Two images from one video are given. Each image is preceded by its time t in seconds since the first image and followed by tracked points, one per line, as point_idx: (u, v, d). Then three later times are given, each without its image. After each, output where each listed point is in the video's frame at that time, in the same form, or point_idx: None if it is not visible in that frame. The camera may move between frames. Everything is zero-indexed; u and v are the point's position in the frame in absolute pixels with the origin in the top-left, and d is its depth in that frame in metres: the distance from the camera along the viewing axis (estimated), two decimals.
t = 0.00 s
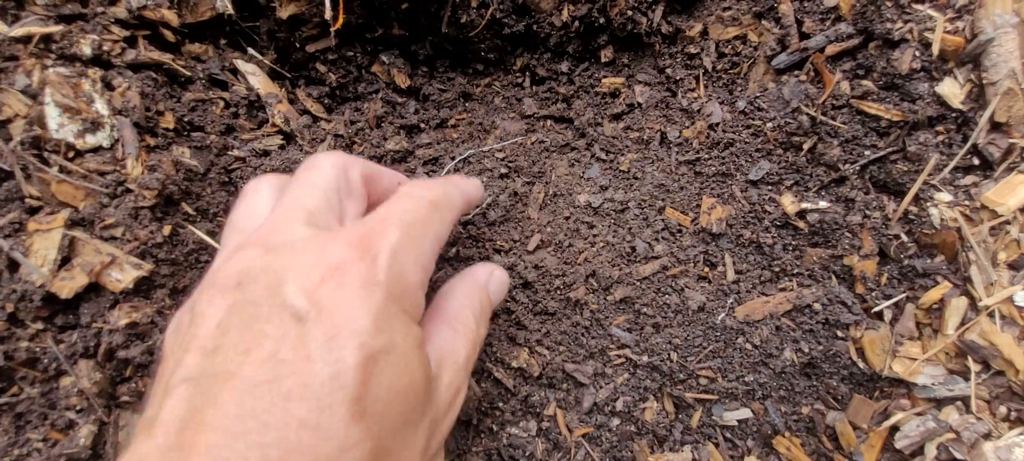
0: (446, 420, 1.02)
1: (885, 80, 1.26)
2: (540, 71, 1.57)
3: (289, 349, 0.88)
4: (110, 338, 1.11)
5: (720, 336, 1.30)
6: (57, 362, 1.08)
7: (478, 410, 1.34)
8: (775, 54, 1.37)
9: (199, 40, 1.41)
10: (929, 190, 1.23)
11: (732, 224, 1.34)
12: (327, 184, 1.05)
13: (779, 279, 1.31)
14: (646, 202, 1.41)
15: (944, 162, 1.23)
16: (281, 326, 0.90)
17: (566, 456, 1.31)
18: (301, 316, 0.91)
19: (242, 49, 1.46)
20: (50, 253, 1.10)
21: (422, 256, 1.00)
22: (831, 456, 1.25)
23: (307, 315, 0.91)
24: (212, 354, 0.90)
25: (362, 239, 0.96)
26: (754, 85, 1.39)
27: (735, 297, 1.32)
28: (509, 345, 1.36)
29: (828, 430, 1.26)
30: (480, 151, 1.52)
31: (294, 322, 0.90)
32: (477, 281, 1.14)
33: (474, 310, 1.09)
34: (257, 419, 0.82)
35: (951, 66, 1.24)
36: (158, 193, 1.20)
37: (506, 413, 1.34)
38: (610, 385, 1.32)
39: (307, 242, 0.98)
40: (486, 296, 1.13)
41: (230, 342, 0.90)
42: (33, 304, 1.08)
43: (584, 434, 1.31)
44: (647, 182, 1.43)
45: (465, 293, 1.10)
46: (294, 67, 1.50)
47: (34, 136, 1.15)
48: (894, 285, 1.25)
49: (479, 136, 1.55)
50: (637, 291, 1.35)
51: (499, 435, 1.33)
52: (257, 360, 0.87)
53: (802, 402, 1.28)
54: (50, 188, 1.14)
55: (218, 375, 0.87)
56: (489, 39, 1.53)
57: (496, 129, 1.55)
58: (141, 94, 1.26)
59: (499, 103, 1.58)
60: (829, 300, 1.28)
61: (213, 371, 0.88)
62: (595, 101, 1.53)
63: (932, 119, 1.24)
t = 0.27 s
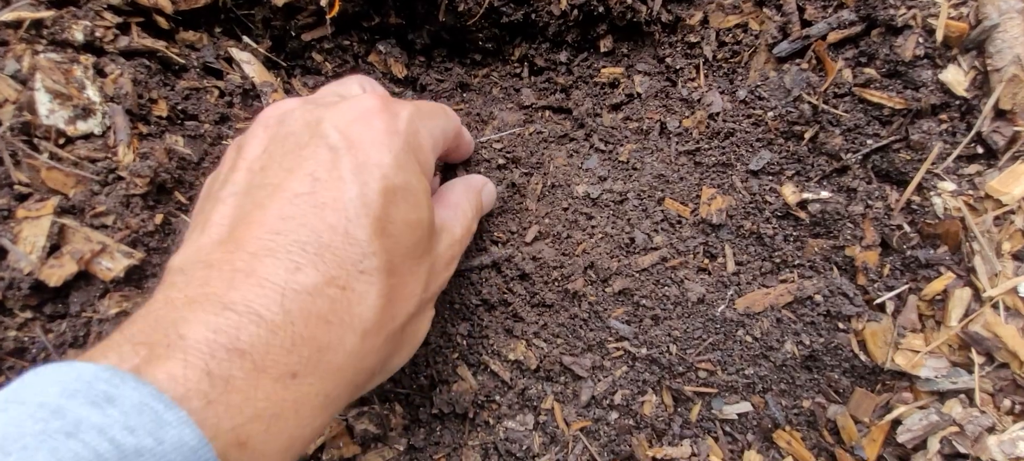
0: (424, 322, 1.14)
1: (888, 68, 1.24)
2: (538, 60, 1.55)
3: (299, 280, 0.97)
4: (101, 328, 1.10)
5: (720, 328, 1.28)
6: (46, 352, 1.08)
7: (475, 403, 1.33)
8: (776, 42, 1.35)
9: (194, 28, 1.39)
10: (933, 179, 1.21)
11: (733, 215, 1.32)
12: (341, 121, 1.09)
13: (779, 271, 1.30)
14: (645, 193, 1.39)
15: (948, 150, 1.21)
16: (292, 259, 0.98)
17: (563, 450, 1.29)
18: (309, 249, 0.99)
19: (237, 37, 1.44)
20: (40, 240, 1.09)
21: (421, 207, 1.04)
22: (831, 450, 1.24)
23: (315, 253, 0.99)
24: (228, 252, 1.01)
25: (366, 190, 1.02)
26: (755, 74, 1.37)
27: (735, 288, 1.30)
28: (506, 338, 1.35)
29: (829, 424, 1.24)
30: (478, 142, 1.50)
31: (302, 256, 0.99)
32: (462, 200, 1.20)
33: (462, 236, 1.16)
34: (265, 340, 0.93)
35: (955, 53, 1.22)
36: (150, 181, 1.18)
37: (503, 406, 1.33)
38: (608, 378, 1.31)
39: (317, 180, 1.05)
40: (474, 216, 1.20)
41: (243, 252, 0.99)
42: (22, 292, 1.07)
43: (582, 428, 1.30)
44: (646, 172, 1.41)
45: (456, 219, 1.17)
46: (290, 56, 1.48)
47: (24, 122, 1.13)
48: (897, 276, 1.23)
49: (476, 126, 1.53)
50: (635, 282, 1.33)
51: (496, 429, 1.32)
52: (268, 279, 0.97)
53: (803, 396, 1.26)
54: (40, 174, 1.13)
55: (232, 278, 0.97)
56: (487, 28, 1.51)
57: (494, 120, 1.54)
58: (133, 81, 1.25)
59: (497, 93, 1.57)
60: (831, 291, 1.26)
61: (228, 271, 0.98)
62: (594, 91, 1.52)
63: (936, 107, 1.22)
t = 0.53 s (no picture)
0: (423, 292, 1.12)
1: (894, 73, 1.23)
2: (540, 64, 1.54)
3: (306, 242, 0.96)
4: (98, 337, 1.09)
5: (724, 335, 1.27)
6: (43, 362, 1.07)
7: (477, 410, 1.31)
8: (781, 46, 1.33)
9: (193, 32, 1.37)
10: (940, 186, 1.20)
11: (737, 221, 1.31)
12: (340, 94, 1.08)
13: (785, 277, 1.28)
14: (649, 198, 1.38)
15: (955, 157, 1.20)
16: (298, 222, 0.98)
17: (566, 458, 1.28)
18: (315, 213, 0.99)
19: (237, 41, 1.41)
20: (37, 249, 1.08)
21: (418, 175, 1.03)
22: (838, 458, 1.22)
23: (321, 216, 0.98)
24: (236, 217, 1.00)
25: (365, 157, 1.00)
26: (760, 78, 1.36)
27: (740, 295, 1.29)
28: (508, 345, 1.34)
29: (835, 432, 1.23)
30: (479, 148, 1.48)
31: (308, 218, 0.98)
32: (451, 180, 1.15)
33: (455, 211, 1.14)
34: (275, 298, 0.92)
35: (962, 58, 1.21)
36: (149, 187, 1.17)
37: (505, 414, 1.32)
38: (612, 385, 1.30)
39: (318, 148, 1.03)
40: (465, 194, 1.16)
41: (251, 215, 0.99)
42: (19, 301, 1.06)
43: (585, 436, 1.29)
44: (649, 177, 1.39)
45: (446, 194, 1.13)
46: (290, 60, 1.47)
47: (21, 129, 1.12)
48: (903, 283, 1.22)
49: (478, 131, 1.51)
50: (639, 289, 1.32)
51: (498, 436, 1.31)
52: (275, 239, 0.96)
53: (809, 403, 1.24)
54: (38, 182, 1.12)
55: (242, 239, 0.96)
56: (489, 32, 1.50)
57: (496, 124, 1.52)
58: (132, 86, 1.23)
59: (499, 97, 1.55)
60: (836, 298, 1.25)
61: (237, 234, 0.97)
62: (597, 95, 1.50)
63: (943, 113, 1.21)
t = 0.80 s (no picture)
0: (413, 278, 1.06)
1: (898, 78, 1.22)
2: (541, 68, 1.53)
3: (258, 219, 0.95)
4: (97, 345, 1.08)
5: (726, 342, 1.27)
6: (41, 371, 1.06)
7: (478, 417, 1.31)
8: (783, 51, 1.33)
9: (191, 37, 1.36)
10: (943, 192, 1.19)
11: (739, 226, 1.30)
12: (316, 68, 1.03)
13: (787, 283, 1.27)
14: (650, 203, 1.37)
15: (959, 163, 1.19)
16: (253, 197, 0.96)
17: None
18: (273, 189, 0.97)
19: (235, 46, 1.41)
20: (35, 259, 1.08)
21: (392, 148, 0.97)
22: None
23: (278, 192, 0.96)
24: (197, 196, 1.00)
25: (331, 127, 0.97)
26: (762, 83, 1.35)
27: (742, 301, 1.28)
28: (509, 351, 1.33)
29: (838, 439, 1.22)
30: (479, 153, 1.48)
31: (265, 194, 0.96)
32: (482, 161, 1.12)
33: (472, 193, 1.08)
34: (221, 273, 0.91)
35: (967, 63, 1.20)
36: (147, 195, 1.16)
37: (506, 420, 1.31)
38: (613, 392, 1.29)
39: (287, 124, 1.01)
40: (491, 177, 1.12)
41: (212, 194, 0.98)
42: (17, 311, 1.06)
43: (586, 443, 1.28)
44: (651, 182, 1.39)
45: (466, 176, 1.08)
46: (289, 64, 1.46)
47: (19, 137, 1.11)
48: (906, 289, 1.21)
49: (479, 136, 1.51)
50: (640, 295, 1.31)
51: (499, 443, 1.31)
52: (234, 217, 0.95)
53: (811, 410, 1.24)
54: (35, 191, 1.11)
55: (193, 218, 0.97)
56: (489, 36, 1.50)
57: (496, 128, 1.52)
58: (130, 92, 1.23)
59: (500, 101, 1.55)
60: (839, 305, 1.24)
61: (192, 213, 0.97)
62: (598, 100, 1.49)
63: (946, 118, 1.20)
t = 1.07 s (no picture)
0: (426, 324, 1.05)
1: (898, 83, 1.23)
2: (542, 74, 1.54)
3: (269, 264, 0.96)
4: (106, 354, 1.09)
5: (729, 345, 1.28)
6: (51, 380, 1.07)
7: (483, 421, 1.32)
8: (784, 56, 1.33)
9: (196, 46, 1.37)
10: (943, 195, 1.21)
11: (741, 230, 1.31)
12: (334, 113, 1.04)
13: (788, 286, 1.29)
14: (652, 207, 1.38)
15: (958, 167, 1.20)
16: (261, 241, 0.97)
17: None
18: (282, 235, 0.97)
19: (238, 55, 1.42)
20: (43, 271, 1.09)
21: (404, 190, 0.97)
22: None
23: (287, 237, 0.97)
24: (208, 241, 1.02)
25: (342, 171, 0.97)
26: (762, 87, 1.36)
27: (744, 305, 1.29)
28: (513, 356, 1.34)
29: (839, 440, 1.24)
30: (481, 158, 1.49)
31: (274, 239, 0.97)
32: (498, 202, 1.11)
33: (487, 235, 1.07)
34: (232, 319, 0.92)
35: (966, 68, 1.21)
36: (154, 205, 1.17)
37: (511, 424, 1.32)
38: (617, 395, 1.30)
39: (302, 169, 1.02)
40: (510, 218, 1.11)
41: (224, 239, 1.00)
42: (27, 322, 1.07)
43: (591, 446, 1.29)
44: (652, 187, 1.40)
45: (483, 218, 1.08)
46: (292, 72, 1.47)
47: (26, 149, 1.13)
48: (907, 292, 1.22)
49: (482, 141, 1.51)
50: (643, 299, 1.32)
51: (504, 447, 1.32)
52: (244, 264, 0.96)
53: (813, 411, 1.25)
54: (43, 202, 1.13)
55: (203, 261, 0.98)
56: (491, 42, 1.51)
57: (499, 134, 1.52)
58: (135, 102, 1.23)
59: (502, 107, 1.55)
60: (840, 308, 1.25)
61: (202, 257, 0.99)
62: (600, 105, 1.50)
63: (946, 123, 1.21)
